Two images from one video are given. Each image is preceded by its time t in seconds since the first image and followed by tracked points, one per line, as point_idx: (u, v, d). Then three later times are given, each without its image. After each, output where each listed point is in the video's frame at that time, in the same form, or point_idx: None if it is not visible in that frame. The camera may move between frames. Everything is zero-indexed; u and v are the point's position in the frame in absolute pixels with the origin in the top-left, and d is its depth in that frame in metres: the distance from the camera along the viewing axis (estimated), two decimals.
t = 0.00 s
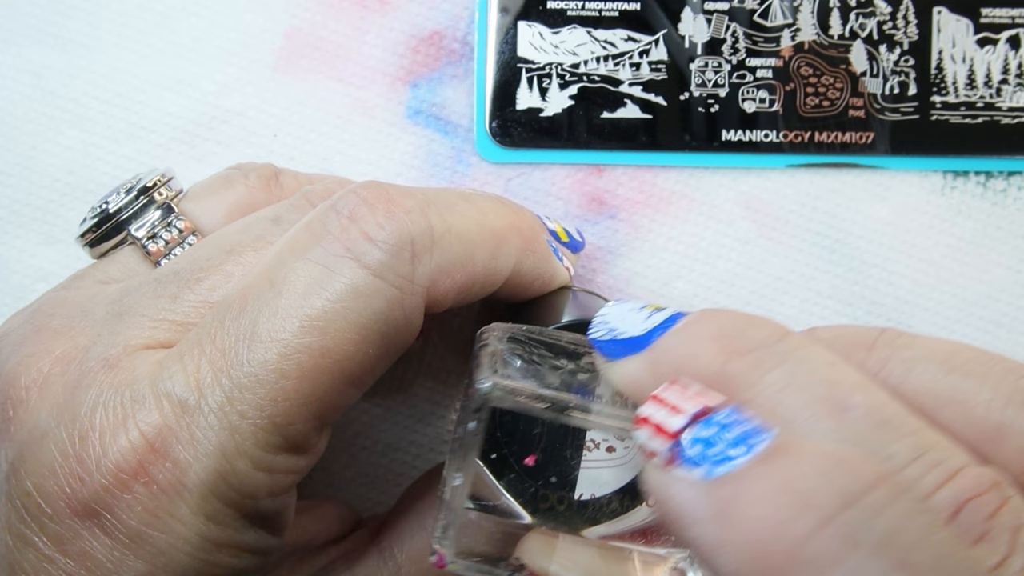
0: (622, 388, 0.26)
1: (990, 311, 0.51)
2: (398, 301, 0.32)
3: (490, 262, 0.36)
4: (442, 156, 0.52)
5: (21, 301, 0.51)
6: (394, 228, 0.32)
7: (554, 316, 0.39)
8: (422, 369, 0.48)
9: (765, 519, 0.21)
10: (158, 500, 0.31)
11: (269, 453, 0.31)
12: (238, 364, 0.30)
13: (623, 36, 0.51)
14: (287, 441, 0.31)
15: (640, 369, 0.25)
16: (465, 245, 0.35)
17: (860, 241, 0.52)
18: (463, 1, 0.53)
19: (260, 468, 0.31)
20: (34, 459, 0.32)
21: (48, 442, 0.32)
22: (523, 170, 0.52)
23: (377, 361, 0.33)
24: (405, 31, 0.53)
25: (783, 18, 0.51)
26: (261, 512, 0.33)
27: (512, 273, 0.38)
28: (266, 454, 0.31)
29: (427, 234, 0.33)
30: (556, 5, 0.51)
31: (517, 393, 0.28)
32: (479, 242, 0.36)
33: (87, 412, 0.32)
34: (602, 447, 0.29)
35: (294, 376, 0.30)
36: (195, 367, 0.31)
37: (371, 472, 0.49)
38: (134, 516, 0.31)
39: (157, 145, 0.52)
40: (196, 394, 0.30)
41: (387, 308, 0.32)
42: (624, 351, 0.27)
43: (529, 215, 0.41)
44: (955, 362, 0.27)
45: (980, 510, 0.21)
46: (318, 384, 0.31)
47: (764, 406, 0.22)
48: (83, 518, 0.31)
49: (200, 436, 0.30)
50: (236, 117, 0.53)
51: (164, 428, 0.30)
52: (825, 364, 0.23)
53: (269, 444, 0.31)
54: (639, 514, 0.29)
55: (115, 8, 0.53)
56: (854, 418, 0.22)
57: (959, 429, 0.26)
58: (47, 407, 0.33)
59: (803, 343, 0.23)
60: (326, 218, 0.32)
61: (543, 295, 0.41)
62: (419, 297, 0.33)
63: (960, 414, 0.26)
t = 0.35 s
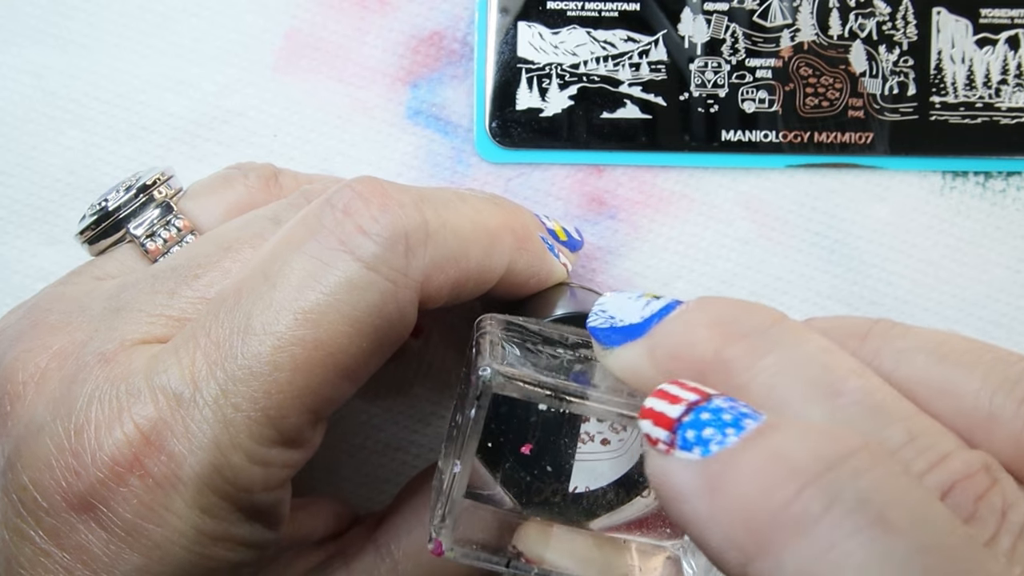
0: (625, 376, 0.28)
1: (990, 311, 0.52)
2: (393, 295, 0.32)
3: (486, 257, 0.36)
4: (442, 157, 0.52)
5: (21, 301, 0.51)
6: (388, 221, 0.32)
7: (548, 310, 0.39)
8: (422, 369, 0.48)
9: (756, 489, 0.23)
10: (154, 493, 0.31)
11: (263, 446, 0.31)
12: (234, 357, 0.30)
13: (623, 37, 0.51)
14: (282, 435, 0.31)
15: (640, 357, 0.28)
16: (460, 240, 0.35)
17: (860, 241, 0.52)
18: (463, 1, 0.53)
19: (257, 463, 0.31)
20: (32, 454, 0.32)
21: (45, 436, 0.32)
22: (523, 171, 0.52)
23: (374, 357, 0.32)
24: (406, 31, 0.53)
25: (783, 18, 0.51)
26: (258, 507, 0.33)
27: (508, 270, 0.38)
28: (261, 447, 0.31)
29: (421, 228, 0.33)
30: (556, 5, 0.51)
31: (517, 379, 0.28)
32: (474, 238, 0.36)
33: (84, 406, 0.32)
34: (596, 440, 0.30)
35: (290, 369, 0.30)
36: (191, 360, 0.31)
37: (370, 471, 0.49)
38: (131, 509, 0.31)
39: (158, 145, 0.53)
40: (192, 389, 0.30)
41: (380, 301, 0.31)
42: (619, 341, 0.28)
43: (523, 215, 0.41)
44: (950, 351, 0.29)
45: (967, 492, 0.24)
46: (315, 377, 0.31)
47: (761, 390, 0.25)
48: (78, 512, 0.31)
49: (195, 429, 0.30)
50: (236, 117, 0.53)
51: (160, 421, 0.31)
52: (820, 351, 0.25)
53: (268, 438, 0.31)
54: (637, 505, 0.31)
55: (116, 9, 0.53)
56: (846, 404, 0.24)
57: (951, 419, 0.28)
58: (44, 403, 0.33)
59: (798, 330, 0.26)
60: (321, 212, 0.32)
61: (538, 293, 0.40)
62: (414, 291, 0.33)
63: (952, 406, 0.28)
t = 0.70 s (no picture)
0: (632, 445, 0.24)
1: (990, 311, 0.52)
2: (393, 289, 0.32)
3: (485, 253, 0.37)
4: (441, 156, 0.52)
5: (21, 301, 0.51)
6: (387, 216, 0.32)
7: (552, 314, 0.39)
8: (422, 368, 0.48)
9: None
10: (156, 490, 0.31)
11: (264, 443, 0.31)
12: (234, 354, 0.30)
13: (623, 36, 0.51)
14: (283, 431, 0.31)
15: (647, 436, 0.24)
16: (459, 236, 0.35)
17: (860, 241, 0.52)
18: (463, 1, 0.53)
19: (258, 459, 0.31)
20: (33, 453, 0.32)
21: (46, 434, 0.32)
22: (523, 170, 0.52)
23: (374, 352, 0.32)
24: (406, 31, 0.53)
25: (783, 18, 0.51)
26: (258, 505, 0.33)
27: (507, 268, 0.38)
28: (264, 444, 0.31)
29: (420, 223, 0.33)
30: (556, 5, 0.51)
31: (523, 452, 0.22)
32: (472, 234, 0.36)
33: (85, 404, 0.32)
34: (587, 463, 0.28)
35: (290, 364, 0.30)
36: (191, 357, 0.31)
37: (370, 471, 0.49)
38: (132, 507, 0.31)
39: (158, 145, 0.53)
40: (193, 386, 0.30)
41: (380, 296, 0.31)
42: (633, 412, 0.24)
43: (524, 214, 0.41)
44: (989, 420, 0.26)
45: None
46: (316, 372, 0.30)
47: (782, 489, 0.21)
48: (80, 510, 0.31)
49: (196, 426, 0.30)
50: (236, 117, 0.53)
51: (161, 419, 0.30)
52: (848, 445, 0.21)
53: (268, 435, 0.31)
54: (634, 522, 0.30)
55: (116, 9, 0.53)
56: (875, 507, 0.20)
57: (988, 500, 0.25)
58: (45, 401, 0.33)
59: (822, 416, 0.22)
60: (320, 207, 0.32)
61: (539, 293, 0.41)
62: (413, 286, 0.33)
63: (986, 482, 0.25)
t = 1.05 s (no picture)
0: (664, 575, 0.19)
1: (990, 311, 0.52)
2: (390, 277, 0.32)
3: (482, 241, 0.37)
4: (441, 155, 0.52)
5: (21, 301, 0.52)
6: (383, 204, 0.32)
7: (546, 296, 0.38)
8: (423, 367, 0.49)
9: None
10: (155, 483, 0.30)
11: (265, 432, 0.31)
12: (233, 344, 0.30)
13: (623, 37, 0.51)
14: (284, 421, 0.31)
15: None
16: (454, 225, 0.35)
17: (860, 241, 0.52)
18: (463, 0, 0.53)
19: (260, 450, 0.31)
20: (35, 447, 0.32)
21: (48, 427, 0.32)
22: (523, 170, 0.52)
23: (375, 338, 0.32)
24: (406, 31, 0.53)
25: (783, 18, 0.51)
26: (260, 495, 0.33)
27: (505, 258, 0.38)
28: (265, 434, 0.31)
29: (415, 210, 0.33)
30: (556, 5, 0.51)
31: None
32: (467, 222, 0.36)
33: (86, 399, 0.32)
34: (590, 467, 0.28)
35: (288, 351, 0.30)
36: (191, 349, 0.31)
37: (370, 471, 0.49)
38: (133, 501, 0.31)
39: (158, 145, 0.53)
40: (192, 378, 0.30)
41: (377, 284, 0.31)
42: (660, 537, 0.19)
43: (520, 207, 0.41)
44: None
45: None
46: (316, 358, 0.30)
47: None
48: (81, 503, 0.31)
49: (197, 417, 0.30)
50: (236, 117, 0.53)
51: (161, 411, 0.30)
52: None
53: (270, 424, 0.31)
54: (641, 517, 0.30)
55: (116, 9, 0.53)
56: None
57: None
58: (46, 395, 0.33)
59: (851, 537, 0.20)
60: (315, 197, 0.32)
61: (537, 282, 0.40)
62: (410, 273, 0.33)
63: None
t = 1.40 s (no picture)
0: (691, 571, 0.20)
1: (990, 311, 0.52)
2: (393, 277, 0.32)
3: (484, 240, 0.37)
4: (441, 155, 0.52)
5: (22, 301, 0.52)
6: (385, 204, 0.32)
7: (548, 298, 0.38)
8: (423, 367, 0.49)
9: None
10: (162, 487, 0.30)
11: (272, 434, 0.31)
12: (238, 345, 0.30)
13: (623, 37, 0.51)
14: (290, 423, 0.31)
15: None
16: (456, 224, 0.35)
17: (860, 241, 0.52)
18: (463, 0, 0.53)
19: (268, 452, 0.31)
20: (41, 451, 0.32)
21: (54, 431, 0.32)
22: (523, 170, 0.52)
23: (380, 338, 0.32)
24: (406, 31, 0.53)
25: (783, 18, 0.51)
26: (267, 498, 0.33)
27: (507, 257, 0.38)
28: (271, 436, 0.31)
29: (418, 210, 0.33)
30: (556, 5, 0.51)
31: None
32: (469, 221, 0.36)
33: (93, 403, 0.32)
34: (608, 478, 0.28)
35: (293, 352, 0.30)
36: (196, 351, 0.31)
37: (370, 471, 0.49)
38: (140, 505, 0.31)
39: (158, 145, 0.53)
40: (198, 381, 0.30)
41: (381, 284, 0.31)
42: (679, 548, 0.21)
43: (521, 207, 0.41)
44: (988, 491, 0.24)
45: None
46: (323, 359, 0.30)
47: None
48: (88, 507, 0.31)
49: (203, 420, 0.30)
50: (236, 117, 0.53)
51: (167, 415, 0.30)
52: None
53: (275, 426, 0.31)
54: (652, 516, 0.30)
55: (116, 9, 0.53)
56: None
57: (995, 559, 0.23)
58: (52, 399, 0.33)
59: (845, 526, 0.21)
60: (317, 197, 0.32)
61: (539, 284, 0.39)
62: (413, 273, 0.33)
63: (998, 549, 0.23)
